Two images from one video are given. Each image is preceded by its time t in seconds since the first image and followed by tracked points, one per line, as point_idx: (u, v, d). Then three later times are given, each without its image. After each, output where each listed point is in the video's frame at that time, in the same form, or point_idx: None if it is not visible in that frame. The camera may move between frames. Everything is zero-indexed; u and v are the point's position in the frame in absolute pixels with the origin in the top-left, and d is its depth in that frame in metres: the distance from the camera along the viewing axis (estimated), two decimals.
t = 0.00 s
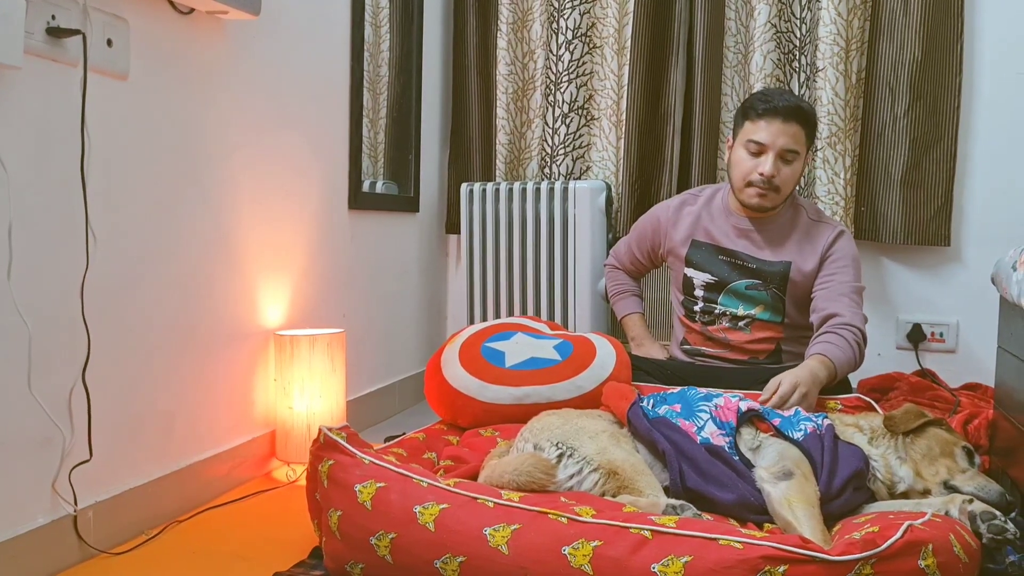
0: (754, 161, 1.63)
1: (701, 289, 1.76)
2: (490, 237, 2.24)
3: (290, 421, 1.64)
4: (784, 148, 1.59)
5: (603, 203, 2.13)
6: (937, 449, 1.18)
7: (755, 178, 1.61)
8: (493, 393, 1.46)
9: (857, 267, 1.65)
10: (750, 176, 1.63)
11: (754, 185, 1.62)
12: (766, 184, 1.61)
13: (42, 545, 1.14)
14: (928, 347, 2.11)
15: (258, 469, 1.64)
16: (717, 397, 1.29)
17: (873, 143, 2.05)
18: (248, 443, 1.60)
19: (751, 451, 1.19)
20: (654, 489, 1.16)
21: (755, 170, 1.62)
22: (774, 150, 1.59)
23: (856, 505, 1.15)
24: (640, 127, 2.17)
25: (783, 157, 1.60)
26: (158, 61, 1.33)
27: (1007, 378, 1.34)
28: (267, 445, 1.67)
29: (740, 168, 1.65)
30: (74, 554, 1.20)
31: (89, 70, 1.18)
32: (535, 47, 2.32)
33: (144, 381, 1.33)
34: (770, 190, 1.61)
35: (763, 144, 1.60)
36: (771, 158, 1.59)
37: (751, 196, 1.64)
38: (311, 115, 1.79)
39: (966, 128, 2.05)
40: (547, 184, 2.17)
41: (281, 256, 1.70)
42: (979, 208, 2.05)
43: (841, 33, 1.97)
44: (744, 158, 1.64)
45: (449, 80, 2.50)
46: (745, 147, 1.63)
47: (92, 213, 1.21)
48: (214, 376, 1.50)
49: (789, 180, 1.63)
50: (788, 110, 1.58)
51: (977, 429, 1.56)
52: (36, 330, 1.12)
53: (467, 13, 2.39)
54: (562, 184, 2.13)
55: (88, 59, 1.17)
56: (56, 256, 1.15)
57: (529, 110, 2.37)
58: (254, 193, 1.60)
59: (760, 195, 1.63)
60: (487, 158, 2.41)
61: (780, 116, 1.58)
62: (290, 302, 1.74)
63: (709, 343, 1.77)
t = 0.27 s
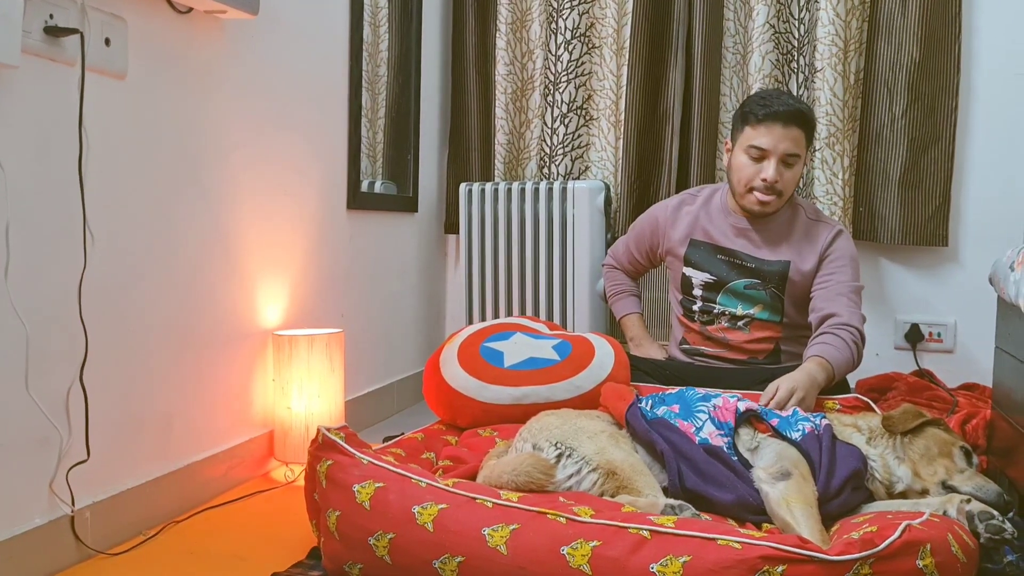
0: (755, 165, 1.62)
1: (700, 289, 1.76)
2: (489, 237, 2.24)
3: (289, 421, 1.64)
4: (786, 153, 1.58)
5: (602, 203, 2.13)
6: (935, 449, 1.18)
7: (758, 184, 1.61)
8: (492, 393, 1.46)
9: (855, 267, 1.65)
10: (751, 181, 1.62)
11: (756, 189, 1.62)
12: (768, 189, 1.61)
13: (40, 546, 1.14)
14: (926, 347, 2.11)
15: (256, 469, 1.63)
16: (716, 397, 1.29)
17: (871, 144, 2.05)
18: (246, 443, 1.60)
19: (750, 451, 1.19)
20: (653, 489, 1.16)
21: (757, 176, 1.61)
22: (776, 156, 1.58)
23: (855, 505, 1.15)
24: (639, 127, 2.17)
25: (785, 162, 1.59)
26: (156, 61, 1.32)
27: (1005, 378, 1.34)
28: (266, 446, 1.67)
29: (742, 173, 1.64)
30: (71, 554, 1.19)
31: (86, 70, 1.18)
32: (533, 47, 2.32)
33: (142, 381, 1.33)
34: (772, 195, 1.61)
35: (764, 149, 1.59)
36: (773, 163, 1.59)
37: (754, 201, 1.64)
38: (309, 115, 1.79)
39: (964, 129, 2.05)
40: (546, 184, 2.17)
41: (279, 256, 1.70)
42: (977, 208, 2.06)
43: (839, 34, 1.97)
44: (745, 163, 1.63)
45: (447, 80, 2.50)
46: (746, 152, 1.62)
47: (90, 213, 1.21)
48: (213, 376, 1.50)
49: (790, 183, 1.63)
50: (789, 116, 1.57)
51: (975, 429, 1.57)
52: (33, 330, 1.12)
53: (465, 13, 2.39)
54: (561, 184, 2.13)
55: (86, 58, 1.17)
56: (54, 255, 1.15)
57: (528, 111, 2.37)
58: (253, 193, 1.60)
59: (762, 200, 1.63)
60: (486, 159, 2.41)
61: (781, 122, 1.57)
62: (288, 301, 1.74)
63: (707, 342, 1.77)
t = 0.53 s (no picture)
0: (755, 168, 1.62)
1: (698, 288, 1.77)
2: (488, 237, 2.24)
3: (287, 421, 1.64)
4: (786, 155, 1.58)
5: (600, 203, 2.13)
6: (933, 449, 1.18)
7: (757, 186, 1.61)
8: (490, 392, 1.46)
9: (854, 266, 1.65)
10: (751, 183, 1.62)
11: (756, 191, 1.62)
12: (768, 190, 1.61)
13: (38, 546, 1.14)
14: (925, 347, 2.11)
15: (254, 469, 1.63)
16: (714, 397, 1.29)
17: (870, 144, 2.05)
18: (244, 443, 1.60)
19: (748, 451, 1.19)
20: (651, 489, 1.16)
21: (756, 177, 1.61)
22: (776, 158, 1.58)
23: (853, 505, 1.15)
24: (638, 127, 2.17)
25: (785, 164, 1.60)
26: (154, 60, 1.32)
27: (1003, 378, 1.34)
28: (264, 445, 1.66)
29: (741, 175, 1.64)
30: (69, 554, 1.19)
31: (84, 70, 1.18)
32: (532, 47, 2.32)
33: (140, 381, 1.32)
34: (772, 197, 1.62)
35: (765, 151, 1.59)
36: (773, 165, 1.59)
37: (753, 203, 1.64)
38: (308, 115, 1.79)
39: (963, 129, 2.05)
40: (544, 184, 2.17)
41: (278, 256, 1.70)
42: (975, 208, 2.06)
43: (838, 34, 1.97)
44: (745, 165, 1.63)
45: (446, 80, 2.50)
46: (746, 154, 1.62)
47: (87, 212, 1.21)
48: (211, 376, 1.50)
49: (790, 184, 1.63)
50: (789, 118, 1.57)
51: (973, 429, 1.57)
52: (31, 330, 1.12)
53: (464, 13, 2.39)
54: (559, 184, 2.13)
55: (84, 58, 1.17)
56: (52, 255, 1.15)
57: (527, 110, 2.36)
58: (251, 192, 1.60)
59: (762, 201, 1.63)
60: (484, 158, 2.41)
61: (781, 124, 1.57)
62: (287, 301, 1.74)
63: (706, 342, 1.77)
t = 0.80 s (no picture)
0: (752, 165, 1.62)
1: (695, 288, 1.77)
2: (486, 237, 2.24)
3: (285, 421, 1.63)
4: (783, 154, 1.58)
5: (598, 202, 2.13)
6: (931, 449, 1.18)
7: (754, 183, 1.61)
8: (488, 392, 1.46)
9: (851, 266, 1.65)
10: (748, 181, 1.62)
11: (752, 189, 1.62)
12: (764, 188, 1.60)
13: (36, 546, 1.13)
14: (923, 347, 2.12)
15: (252, 469, 1.63)
16: (712, 397, 1.30)
17: (868, 143, 2.05)
18: (243, 443, 1.60)
19: (747, 450, 1.19)
20: (649, 489, 1.16)
21: (753, 175, 1.61)
22: (773, 156, 1.58)
23: (851, 505, 1.15)
24: (636, 127, 2.16)
25: (781, 162, 1.59)
26: (152, 60, 1.32)
27: (1001, 378, 1.34)
28: (262, 445, 1.66)
29: (738, 173, 1.64)
30: (67, 554, 1.19)
31: (82, 69, 1.17)
32: (530, 46, 2.32)
33: (138, 381, 1.32)
34: (768, 194, 1.61)
35: (762, 149, 1.59)
36: (770, 163, 1.58)
37: (749, 200, 1.64)
38: (306, 114, 1.78)
39: (961, 129, 2.05)
40: (543, 184, 2.17)
41: (276, 256, 1.69)
42: (973, 208, 2.06)
43: (837, 34, 1.97)
44: (742, 163, 1.63)
45: (444, 79, 2.50)
46: (743, 152, 1.62)
47: (85, 212, 1.20)
48: (209, 376, 1.50)
49: (786, 183, 1.63)
50: (786, 117, 1.57)
51: (971, 429, 1.57)
52: (29, 329, 1.12)
53: (462, 12, 2.39)
54: (558, 184, 2.13)
55: (81, 57, 1.16)
56: (49, 254, 1.14)
57: (525, 110, 2.36)
58: (249, 192, 1.60)
59: (758, 199, 1.63)
60: (483, 158, 2.41)
61: (778, 123, 1.57)
62: (285, 301, 1.73)
63: (703, 342, 1.76)
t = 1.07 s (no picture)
0: (741, 153, 1.64)
1: (693, 287, 1.76)
2: (484, 238, 2.24)
3: (283, 422, 1.63)
4: (769, 138, 1.61)
5: (596, 204, 2.13)
6: (928, 449, 1.19)
7: (743, 169, 1.62)
8: (486, 393, 1.46)
9: (847, 265, 1.66)
10: (738, 168, 1.64)
11: (743, 177, 1.63)
12: (755, 174, 1.62)
13: (32, 547, 1.13)
14: (920, 348, 2.12)
15: (250, 470, 1.63)
16: (710, 398, 1.30)
17: (865, 145, 2.06)
18: (240, 444, 1.59)
19: (745, 452, 1.19)
20: (648, 490, 1.16)
21: (742, 161, 1.63)
22: (760, 140, 1.61)
23: (849, 506, 1.15)
24: (634, 128, 2.17)
25: (769, 148, 1.62)
26: (149, 60, 1.32)
27: (998, 379, 1.34)
28: (260, 446, 1.66)
29: (728, 162, 1.66)
30: (64, 556, 1.19)
31: (79, 70, 1.17)
32: (528, 47, 2.32)
33: (135, 382, 1.32)
34: (758, 181, 1.62)
35: (749, 134, 1.62)
36: (758, 148, 1.61)
37: (739, 188, 1.64)
38: (304, 115, 1.78)
39: (958, 131, 2.06)
40: (541, 185, 2.17)
41: (273, 257, 1.69)
42: (970, 209, 2.07)
43: (833, 36, 1.98)
44: (732, 152, 1.66)
45: (442, 80, 2.50)
46: (732, 140, 1.66)
47: (82, 213, 1.20)
48: (207, 377, 1.50)
49: (776, 172, 1.64)
50: (771, 101, 1.62)
51: (968, 430, 1.57)
52: (26, 331, 1.11)
53: (460, 13, 2.39)
54: (556, 185, 2.14)
55: (78, 58, 1.16)
56: (46, 255, 1.14)
57: (523, 111, 2.36)
58: (247, 193, 1.59)
59: (749, 187, 1.63)
60: (481, 159, 2.41)
61: (764, 107, 1.62)
62: (282, 302, 1.73)
63: (702, 341, 1.77)
